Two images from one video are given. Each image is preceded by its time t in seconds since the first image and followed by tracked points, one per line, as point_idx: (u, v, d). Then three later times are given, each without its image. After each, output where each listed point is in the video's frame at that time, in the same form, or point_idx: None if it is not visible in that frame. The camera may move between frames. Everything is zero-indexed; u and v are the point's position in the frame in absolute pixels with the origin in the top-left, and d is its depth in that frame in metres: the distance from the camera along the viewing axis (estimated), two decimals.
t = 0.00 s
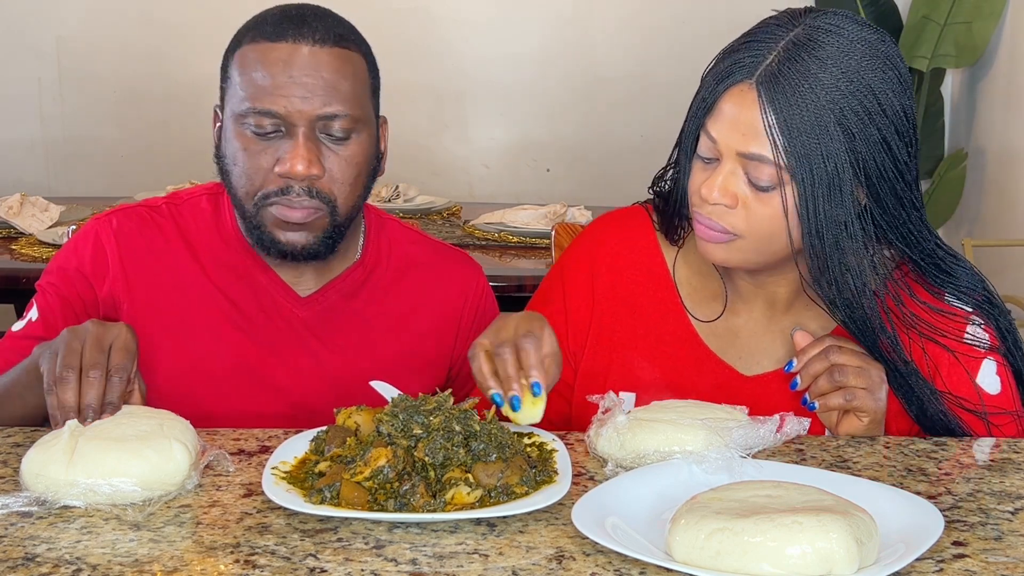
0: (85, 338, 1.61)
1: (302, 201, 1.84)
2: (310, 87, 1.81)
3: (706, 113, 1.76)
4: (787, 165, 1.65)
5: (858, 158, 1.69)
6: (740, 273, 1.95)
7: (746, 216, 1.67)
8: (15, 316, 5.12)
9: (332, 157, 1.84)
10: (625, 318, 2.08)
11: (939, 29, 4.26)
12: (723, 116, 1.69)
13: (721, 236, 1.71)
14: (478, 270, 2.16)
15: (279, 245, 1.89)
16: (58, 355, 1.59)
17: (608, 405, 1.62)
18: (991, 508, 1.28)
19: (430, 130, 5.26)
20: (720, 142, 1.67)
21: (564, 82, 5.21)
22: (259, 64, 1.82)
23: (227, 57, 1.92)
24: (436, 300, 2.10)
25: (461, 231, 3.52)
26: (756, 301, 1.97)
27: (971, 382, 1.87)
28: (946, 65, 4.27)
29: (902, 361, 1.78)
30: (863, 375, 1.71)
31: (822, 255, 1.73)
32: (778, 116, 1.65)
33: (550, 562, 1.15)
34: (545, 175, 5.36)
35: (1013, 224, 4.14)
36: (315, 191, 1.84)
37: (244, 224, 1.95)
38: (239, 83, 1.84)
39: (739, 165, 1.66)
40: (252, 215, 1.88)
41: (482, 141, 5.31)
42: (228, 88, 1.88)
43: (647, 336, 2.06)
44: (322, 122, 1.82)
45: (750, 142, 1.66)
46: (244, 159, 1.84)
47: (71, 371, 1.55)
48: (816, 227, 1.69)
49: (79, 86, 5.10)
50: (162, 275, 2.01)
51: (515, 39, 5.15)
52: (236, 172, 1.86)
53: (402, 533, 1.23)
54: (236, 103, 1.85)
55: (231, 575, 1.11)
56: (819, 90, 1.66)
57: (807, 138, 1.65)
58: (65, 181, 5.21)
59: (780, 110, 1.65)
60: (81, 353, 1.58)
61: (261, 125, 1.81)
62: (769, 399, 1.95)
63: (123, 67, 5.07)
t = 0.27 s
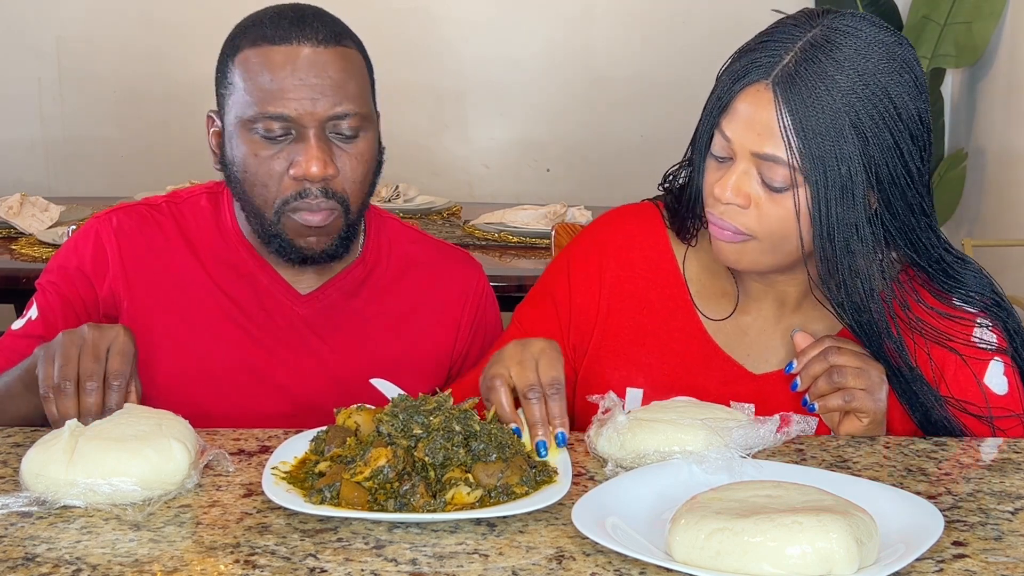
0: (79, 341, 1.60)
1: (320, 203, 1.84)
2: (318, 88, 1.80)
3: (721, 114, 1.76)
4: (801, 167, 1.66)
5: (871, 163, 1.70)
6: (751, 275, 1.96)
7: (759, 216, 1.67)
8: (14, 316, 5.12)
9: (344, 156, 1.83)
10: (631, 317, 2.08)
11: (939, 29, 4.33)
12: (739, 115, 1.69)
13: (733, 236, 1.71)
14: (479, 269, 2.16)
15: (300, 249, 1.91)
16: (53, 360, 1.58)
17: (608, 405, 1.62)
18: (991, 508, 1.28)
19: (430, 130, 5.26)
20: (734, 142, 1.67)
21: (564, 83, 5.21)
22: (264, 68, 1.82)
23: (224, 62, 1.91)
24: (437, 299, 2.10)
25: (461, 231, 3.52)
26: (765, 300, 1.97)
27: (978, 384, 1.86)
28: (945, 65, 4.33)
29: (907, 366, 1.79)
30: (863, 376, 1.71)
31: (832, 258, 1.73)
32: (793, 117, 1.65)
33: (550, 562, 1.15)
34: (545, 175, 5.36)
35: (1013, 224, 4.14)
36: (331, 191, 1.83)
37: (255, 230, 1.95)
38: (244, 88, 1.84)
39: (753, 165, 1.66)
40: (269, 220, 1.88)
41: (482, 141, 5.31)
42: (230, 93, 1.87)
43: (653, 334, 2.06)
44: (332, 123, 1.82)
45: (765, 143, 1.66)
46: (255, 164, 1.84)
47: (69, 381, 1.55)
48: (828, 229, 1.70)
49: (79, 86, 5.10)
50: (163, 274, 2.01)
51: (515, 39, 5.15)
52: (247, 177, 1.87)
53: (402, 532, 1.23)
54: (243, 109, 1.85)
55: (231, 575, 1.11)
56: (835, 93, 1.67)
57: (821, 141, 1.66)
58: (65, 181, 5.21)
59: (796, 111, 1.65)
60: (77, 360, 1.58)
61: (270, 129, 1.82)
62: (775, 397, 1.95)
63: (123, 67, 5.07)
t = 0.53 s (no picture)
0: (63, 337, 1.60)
1: (326, 194, 1.83)
2: (320, 80, 1.81)
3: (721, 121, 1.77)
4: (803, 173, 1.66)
5: (872, 170, 1.70)
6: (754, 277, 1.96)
7: (761, 223, 1.68)
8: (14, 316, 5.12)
9: (347, 148, 1.83)
10: (633, 317, 2.08)
11: (939, 30, 4.36)
12: (739, 122, 1.70)
13: (736, 242, 1.72)
14: (478, 269, 2.16)
15: (306, 241, 1.88)
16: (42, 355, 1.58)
17: (608, 405, 1.62)
18: (991, 508, 1.28)
19: (430, 130, 5.26)
20: (735, 149, 1.68)
21: (564, 83, 5.21)
22: (264, 63, 1.82)
23: (222, 59, 1.91)
24: (437, 299, 2.10)
25: (461, 231, 3.52)
26: (767, 300, 1.97)
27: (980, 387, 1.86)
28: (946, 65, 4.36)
29: (908, 373, 1.79)
30: (861, 375, 1.71)
31: (833, 264, 1.74)
32: (794, 124, 1.66)
33: (550, 562, 1.15)
34: (545, 175, 5.36)
35: (1013, 224, 4.14)
36: (337, 183, 1.82)
37: (258, 227, 1.94)
38: (246, 85, 1.84)
39: (755, 172, 1.67)
40: (273, 214, 1.87)
41: (482, 141, 5.31)
42: (231, 91, 1.88)
43: (654, 335, 2.06)
44: (334, 115, 1.82)
45: (766, 150, 1.66)
46: (259, 160, 1.84)
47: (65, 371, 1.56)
48: (829, 236, 1.70)
49: (79, 86, 5.10)
50: (161, 275, 2.01)
51: (516, 40, 5.15)
52: (251, 175, 1.86)
53: (402, 533, 1.23)
54: (245, 105, 1.85)
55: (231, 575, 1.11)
56: (836, 99, 1.67)
57: (821, 148, 1.66)
58: (65, 181, 5.21)
59: (796, 118, 1.66)
60: (69, 357, 1.58)
61: (273, 123, 1.82)
62: (777, 397, 1.94)
63: (123, 67, 5.07)
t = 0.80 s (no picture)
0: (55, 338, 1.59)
1: (326, 192, 1.83)
2: (320, 78, 1.81)
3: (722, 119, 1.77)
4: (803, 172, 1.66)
5: (871, 168, 1.70)
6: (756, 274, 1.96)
7: (761, 220, 1.68)
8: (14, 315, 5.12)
9: (347, 147, 1.83)
10: (633, 316, 2.08)
11: (939, 29, 4.35)
12: (739, 120, 1.70)
13: (734, 240, 1.72)
14: (475, 268, 2.15)
15: (306, 240, 1.88)
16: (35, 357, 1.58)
17: (608, 405, 1.62)
18: (991, 508, 1.28)
19: (430, 130, 5.26)
20: (735, 146, 1.68)
21: (564, 83, 5.21)
22: (263, 62, 1.82)
23: (220, 59, 1.91)
24: (433, 298, 2.10)
25: (461, 231, 3.52)
26: (767, 298, 1.97)
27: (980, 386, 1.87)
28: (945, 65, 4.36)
29: (908, 372, 1.79)
30: (861, 376, 1.71)
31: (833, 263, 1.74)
32: (794, 123, 1.66)
33: (550, 562, 1.15)
34: (545, 175, 5.36)
35: (1013, 224, 4.14)
36: (337, 181, 1.82)
37: (258, 227, 1.93)
38: (245, 83, 1.84)
39: (755, 170, 1.67)
40: (275, 212, 1.87)
41: (482, 141, 5.31)
42: (229, 90, 1.88)
43: (654, 334, 2.06)
44: (334, 113, 1.82)
45: (766, 147, 1.67)
46: (260, 159, 1.84)
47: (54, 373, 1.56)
48: (828, 234, 1.70)
49: (79, 86, 5.10)
50: (157, 276, 2.01)
51: (516, 40, 5.15)
52: (252, 173, 1.86)
53: (402, 532, 1.23)
54: (245, 103, 1.85)
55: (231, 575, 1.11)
56: (836, 98, 1.67)
57: (820, 147, 1.66)
58: (65, 181, 5.21)
59: (796, 117, 1.66)
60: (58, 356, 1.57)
61: (274, 122, 1.82)
62: (777, 396, 1.95)
63: (123, 67, 5.07)
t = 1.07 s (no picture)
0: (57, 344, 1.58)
1: (322, 193, 1.83)
2: (319, 78, 1.81)
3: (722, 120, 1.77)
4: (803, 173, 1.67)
5: (870, 168, 1.70)
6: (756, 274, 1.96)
7: (761, 221, 1.68)
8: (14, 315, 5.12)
9: (345, 147, 1.83)
10: (633, 315, 2.08)
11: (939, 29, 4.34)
12: (740, 121, 1.70)
13: (734, 241, 1.72)
14: (473, 267, 2.15)
15: (300, 244, 1.89)
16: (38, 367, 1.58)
17: (609, 405, 1.62)
18: (991, 508, 1.28)
19: (430, 130, 5.26)
20: (735, 147, 1.68)
21: (564, 83, 5.21)
22: (263, 60, 1.82)
23: (221, 56, 1.91)
24: (431, 298, 2.10)
25: (461, 231, 3.52)
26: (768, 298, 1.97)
27: (980, 386, 1.87)
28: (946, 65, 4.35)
29: (909, 372, 1.79)
30: (861, 376, 1.71)
31: (833, 263, 1.74)
32: (793, 124, 1.66)
33: (550, 562, 1.15)
34: (545, 175, 5.36)
35: (1013, 223, 4.14)
36: (333, 181, 1.82)
37: (253, 225, 1.93)
38: (244, 81, 1.84)
39: (755, 171, 1.67)
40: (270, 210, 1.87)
41: (482, 141, 5.31)
42: (228, 88, 1.88)
43: (654, 334, 2.06)
44: (333, 114, 1.82)
45: (766, 148, 1.67)
46: (257, 157, 1.84)
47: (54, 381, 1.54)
48: (828, 234, 1.70)
49: (79, 86, 5.10)
50: (156, 277, 2.01)
51: (516, 39, 5.15)
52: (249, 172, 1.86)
53: (402, 532, 1.23)
54: (243, 101, 1.85)
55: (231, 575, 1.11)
56: (835, 98, 1.67)
57: (820, 148, 1.66)
58: (65, 180, 5.21)
59: (795, 118, 1.66)
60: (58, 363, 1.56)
61: (272, 120, 1.82)
62: (778, 396, 1.94)
63: (123, 67, 5.07)
